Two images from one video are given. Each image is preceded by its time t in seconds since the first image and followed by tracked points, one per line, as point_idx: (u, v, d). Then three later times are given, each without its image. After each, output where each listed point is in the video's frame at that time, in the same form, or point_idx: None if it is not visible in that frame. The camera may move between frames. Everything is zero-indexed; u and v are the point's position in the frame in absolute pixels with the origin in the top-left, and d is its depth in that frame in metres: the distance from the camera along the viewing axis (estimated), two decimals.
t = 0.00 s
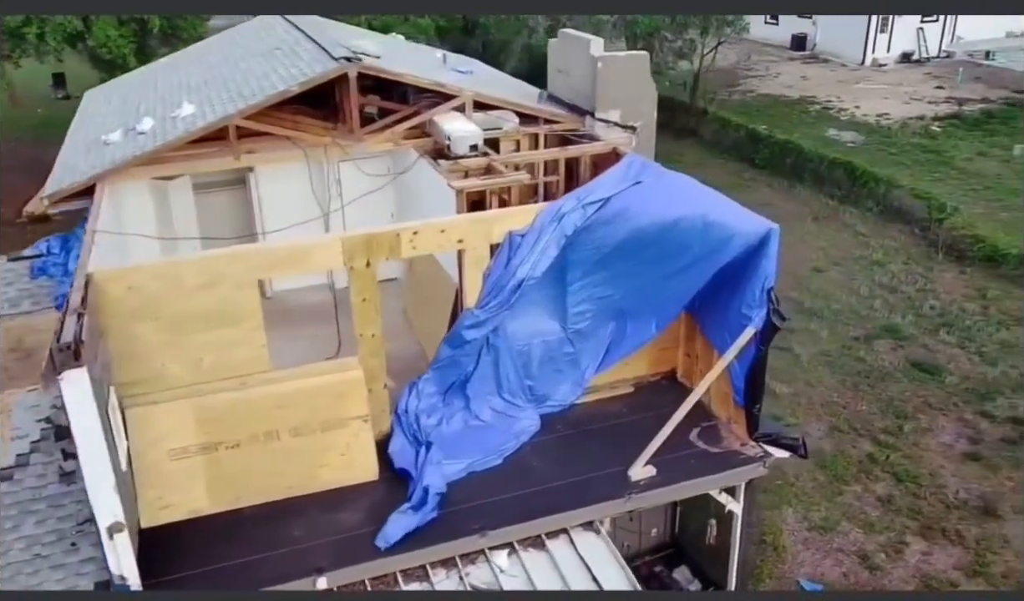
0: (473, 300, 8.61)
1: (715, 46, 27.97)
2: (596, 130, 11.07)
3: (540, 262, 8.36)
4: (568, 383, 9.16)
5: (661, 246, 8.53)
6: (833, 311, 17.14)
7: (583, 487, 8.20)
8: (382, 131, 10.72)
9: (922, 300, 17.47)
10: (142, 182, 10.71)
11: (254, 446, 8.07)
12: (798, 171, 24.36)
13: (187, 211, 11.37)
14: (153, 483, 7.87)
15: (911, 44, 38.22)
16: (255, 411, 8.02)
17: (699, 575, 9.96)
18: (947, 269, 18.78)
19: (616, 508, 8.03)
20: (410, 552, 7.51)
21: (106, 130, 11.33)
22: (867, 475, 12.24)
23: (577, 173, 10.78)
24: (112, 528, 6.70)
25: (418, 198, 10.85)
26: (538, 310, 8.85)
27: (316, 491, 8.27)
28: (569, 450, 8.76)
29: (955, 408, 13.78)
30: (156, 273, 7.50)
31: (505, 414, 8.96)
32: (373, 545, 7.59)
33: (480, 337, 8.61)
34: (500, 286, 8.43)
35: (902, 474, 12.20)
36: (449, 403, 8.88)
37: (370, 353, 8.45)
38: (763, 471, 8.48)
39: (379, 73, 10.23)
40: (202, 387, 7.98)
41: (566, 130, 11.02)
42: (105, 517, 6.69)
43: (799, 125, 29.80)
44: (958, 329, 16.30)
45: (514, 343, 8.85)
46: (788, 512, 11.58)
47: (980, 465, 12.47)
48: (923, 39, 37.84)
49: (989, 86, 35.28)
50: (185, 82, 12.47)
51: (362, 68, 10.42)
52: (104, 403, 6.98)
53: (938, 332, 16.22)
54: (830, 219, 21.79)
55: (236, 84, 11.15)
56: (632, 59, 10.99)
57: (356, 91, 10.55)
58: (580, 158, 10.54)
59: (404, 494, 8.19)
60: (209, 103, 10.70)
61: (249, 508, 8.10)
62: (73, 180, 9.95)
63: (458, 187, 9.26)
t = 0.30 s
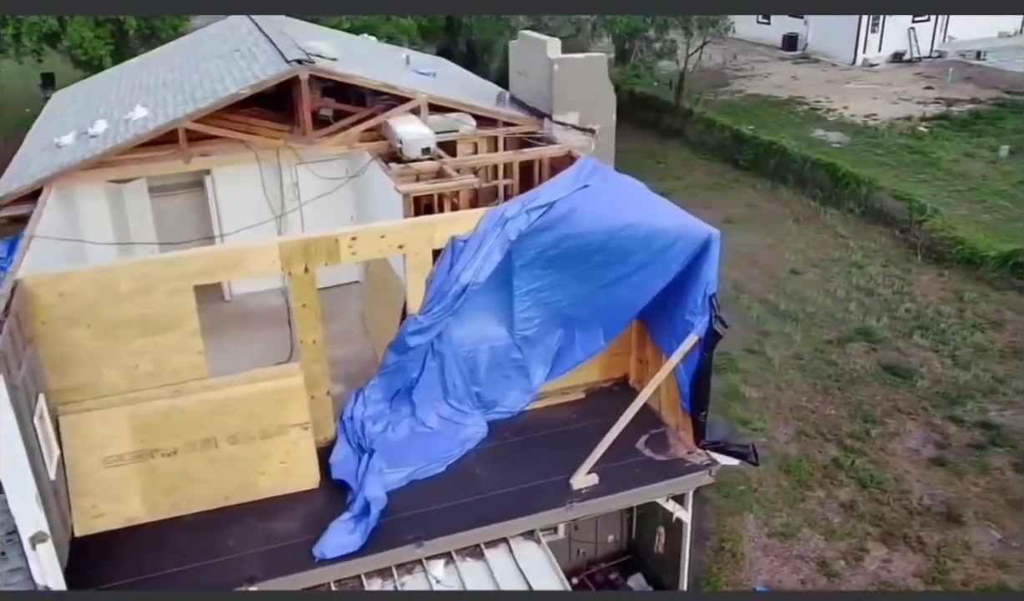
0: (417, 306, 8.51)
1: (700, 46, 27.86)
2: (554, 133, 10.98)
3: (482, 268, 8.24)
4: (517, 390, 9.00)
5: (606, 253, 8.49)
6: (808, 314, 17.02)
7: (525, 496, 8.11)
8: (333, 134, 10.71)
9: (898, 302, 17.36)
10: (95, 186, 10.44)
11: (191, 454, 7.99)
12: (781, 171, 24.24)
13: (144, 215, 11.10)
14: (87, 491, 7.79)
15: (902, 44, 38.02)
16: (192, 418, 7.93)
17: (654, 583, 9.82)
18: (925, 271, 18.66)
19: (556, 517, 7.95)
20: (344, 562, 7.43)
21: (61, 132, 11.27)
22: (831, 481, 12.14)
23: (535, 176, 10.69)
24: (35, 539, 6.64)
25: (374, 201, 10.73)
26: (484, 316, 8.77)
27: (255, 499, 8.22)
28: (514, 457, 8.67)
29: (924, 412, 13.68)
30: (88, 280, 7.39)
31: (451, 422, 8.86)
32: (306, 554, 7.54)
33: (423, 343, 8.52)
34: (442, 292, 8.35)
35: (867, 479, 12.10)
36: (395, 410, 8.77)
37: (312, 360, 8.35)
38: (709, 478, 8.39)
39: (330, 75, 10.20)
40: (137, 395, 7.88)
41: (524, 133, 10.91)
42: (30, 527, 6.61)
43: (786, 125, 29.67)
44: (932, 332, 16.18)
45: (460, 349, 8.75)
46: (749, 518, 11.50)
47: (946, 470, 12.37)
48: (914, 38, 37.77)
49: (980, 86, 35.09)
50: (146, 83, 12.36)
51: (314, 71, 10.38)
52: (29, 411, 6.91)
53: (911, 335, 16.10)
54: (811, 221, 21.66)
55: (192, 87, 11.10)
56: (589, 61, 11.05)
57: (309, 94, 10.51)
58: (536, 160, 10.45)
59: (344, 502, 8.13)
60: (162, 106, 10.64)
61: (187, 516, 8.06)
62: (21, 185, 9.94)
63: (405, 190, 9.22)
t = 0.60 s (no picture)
0: (381, 315, 8.36)
1: (692, 48, 27.71)
2: (529, 136, 10.91)
3: (445, 274, 8.11)
4: (487, 399, 8.85)
5: (573, 260, 8.32)
6: (795, 319, 16.86)
7: (491, 509, 7.95)
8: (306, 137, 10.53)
9: (887, 307, 17.19)
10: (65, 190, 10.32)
11: (149, 465, 7.84)
12: (773, 175, 24.08)
13: (114, 221, 10.97)
14: (42, 504, 7.63)
15: (899, 46, 37.84)
16: (150, 429, 7.77)
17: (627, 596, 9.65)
18: (915, 276, 18.48)
19: (521, 531, 7.79)
20: (301, 577, 7.26)
21: (31, 136, 11.17)
22: (813, 490, 11.97)
23: (508, 182, 10.58)
24: None
25: (346, 207, 10.63)
26: (452, 324, 8.64)
27: (215, 511, 8.06)
28: (482, 468, 8.51)
29: (910, 420, 13.51)
30: (41, 288, 7.25)
31: (419, 432, 8.66)
32: (264, 568, 7.39)
33: (389, 352, 8.36)
34: (408, 301, 8.22)
35: (849, 489, 11.92)
36: (362, 419, 8.62)
37: (274, 369, 8.19)
38: (679, 490, 8.21)
39: (299, 78, 10.12)
40: (93, 405, 7.73)
41: (499, 137, 10.82)
42: None
43: (780, 128, 29.50)
44: (921, 338, 16.00)
45: (427, 358, 8.60)
46: (728, 528, 11.33)
47: (930, 479, 12.19)
48: (912, 40, 37.66)
49: (977, 87, 34.86)
50: (121, 87, 12.27)
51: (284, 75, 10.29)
52: None
53: (899, 341, 15.93)
54: (802, 224, 21.50)
55: (163, 91, 11.00)
56: (564, 64, 10.88)
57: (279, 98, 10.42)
58: (509, 165, 10.32)
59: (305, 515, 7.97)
60: (131, 110, 10.54)
61: (145, 529, 7.91)
62: None
63: (371, 196, 9.13)
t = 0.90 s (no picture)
0: (372, 318, 8.23)
1: (695, 49, 27.53)
2: (526, 137, 10.76)
3: (437, 278, 7.97)
4: (481, 404, 8.60)
5: (569, 262, 8.15)
6: (798, 322, 16.66)
7: (483, 516, 7.77)
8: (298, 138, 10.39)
9: (891, 311, 16.99)
10: (58, 190, 10.15)
11: (134, 471, 7.66)
12: (776, 176, 23.88)
13: (105, 221, 10.84)
14: (25, 509, 7.48)
15: (904, 47, 37.60)
16: (136, 434, 7.60)
17: None
18: (919, 279, 18.27)
19: (514, 539, 7.60)
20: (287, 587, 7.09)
21: (22, 135, 11.04)
22: (814, 496, 11.78)
23: (505, 182, 10.42)
24: None
25: (339, 208, 10.46)
26: (446, 327, 8.43)
27: (202, 518, 7.90)
28: (474, 475, 8.34)
29: (913, 425, 13.30)
30: (23, 290, 7.10)
31: (411, 437, 8.46)
32: (248, 578, 7.23)
33: (380, 356, 8.14)
34: (401, 306, 8.08)
35: (851, 495, 11.73)
36: (354, 424, 8.46)
37: (262, 373, 8.03)
38: (676, 498, 8.03)
39: (290, 77, 9.98)
40: (78, 410, 7.57)
41: (494, 137, 10.70)
42: None
43: (784, 129, 29.29)
44: (925, 342, 15.79)
45: (419, 363, 8.38)
46: (728, 535, 11.14)
47: (933, 486, 11.99)
48: (917, 40, 37.49)
49: (982, 88, 34.61)
50: (114, 86, 12.15)
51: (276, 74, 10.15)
52: None
53: (902, 345, 15.73)
54: (805, 226, 21.29)
55: (155, 90, 10.88)
56: (561, 63, 10.68)
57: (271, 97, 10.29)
58: (505, 166, 10.17)
59: (294, 523, 7.80)
60: (122, 109, 10.42)
61: (130, 536, 7.74)
62: None
63: (363, 197, 8.98)
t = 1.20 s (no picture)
0: (384, 320, 8.11)
1: (698, 48, 27.42)
2: (536, 137, 10.63)
3: (450, 280, 7.89)
4: (493, 409, 8.49)
5: (583, 263, 8.05)
6: (805, 323, 16.55)
7: (497, 523, 7.66)
8: (305, 138, 10.23)
9: (898, 312, 16.88)
10: (62, 191, 9.97)
11: (142, 477, 7.53)
12: (781, 176, 23.78)
13: (110, 222, 10.65)
14: (32, 515, 7.35)
15: (906, 46, 37.52)
16: (144, 438, 7.47)
17: None
18: (926, 280, 18.17)
19: (529, 546, 7.49)
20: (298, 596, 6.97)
21: (26, 135, 10.90)
22: (826, 500, 11.67)
23: (514, 183, 10.28)
24: None
25: (347, 208, 10.32)
26: (458, 330, 8.25)
27: (211, 524, 7.77)
28: (486, 480, 8.22)
29: (924, 428, 13.19)
30: (28, 293, 6.98)
31: (422, 442, 8.30)
32: (259, 586, 7.10)
33: (391, 359, 8.06)
34: (413, 308, 7.99)
35: (864, 499, 11.62)
36: (365, 429, 8.36)
37: (272, 377, 7.91)
38: (692, 504, 7.92)
39: (298, 76, 9.86)
40: (84, 415, 7.46)
41: (503, 137, 10.60)
42: None
43: (787, 129, 29.19)
44: (933, 343, 15.69)
45: (430, 367, 8.18)
46: (741, 539, 11.02)
47: (945, 489, 11.88)
48: (919, 40, 37.41)
49: (985, 88, 34.54)
50: (118, 85, 12.02)
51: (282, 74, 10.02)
52: None
53: (911, 346, 15.63)
54: (811, 226, 21.18)
55: (159, 89, 10.76)
56: (572, 63, 10.55)
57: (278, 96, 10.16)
58: (515, 166, 10.05)
59: (305, 529, 7.68)
60: (127, 108, 10.29)
61: (139, 543, 7.61)
62: None
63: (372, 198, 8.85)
